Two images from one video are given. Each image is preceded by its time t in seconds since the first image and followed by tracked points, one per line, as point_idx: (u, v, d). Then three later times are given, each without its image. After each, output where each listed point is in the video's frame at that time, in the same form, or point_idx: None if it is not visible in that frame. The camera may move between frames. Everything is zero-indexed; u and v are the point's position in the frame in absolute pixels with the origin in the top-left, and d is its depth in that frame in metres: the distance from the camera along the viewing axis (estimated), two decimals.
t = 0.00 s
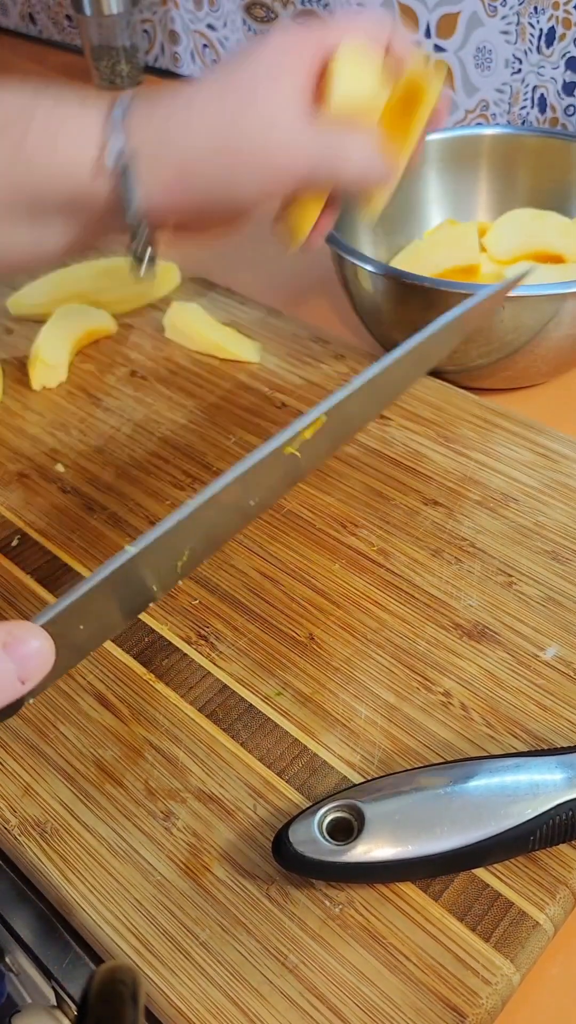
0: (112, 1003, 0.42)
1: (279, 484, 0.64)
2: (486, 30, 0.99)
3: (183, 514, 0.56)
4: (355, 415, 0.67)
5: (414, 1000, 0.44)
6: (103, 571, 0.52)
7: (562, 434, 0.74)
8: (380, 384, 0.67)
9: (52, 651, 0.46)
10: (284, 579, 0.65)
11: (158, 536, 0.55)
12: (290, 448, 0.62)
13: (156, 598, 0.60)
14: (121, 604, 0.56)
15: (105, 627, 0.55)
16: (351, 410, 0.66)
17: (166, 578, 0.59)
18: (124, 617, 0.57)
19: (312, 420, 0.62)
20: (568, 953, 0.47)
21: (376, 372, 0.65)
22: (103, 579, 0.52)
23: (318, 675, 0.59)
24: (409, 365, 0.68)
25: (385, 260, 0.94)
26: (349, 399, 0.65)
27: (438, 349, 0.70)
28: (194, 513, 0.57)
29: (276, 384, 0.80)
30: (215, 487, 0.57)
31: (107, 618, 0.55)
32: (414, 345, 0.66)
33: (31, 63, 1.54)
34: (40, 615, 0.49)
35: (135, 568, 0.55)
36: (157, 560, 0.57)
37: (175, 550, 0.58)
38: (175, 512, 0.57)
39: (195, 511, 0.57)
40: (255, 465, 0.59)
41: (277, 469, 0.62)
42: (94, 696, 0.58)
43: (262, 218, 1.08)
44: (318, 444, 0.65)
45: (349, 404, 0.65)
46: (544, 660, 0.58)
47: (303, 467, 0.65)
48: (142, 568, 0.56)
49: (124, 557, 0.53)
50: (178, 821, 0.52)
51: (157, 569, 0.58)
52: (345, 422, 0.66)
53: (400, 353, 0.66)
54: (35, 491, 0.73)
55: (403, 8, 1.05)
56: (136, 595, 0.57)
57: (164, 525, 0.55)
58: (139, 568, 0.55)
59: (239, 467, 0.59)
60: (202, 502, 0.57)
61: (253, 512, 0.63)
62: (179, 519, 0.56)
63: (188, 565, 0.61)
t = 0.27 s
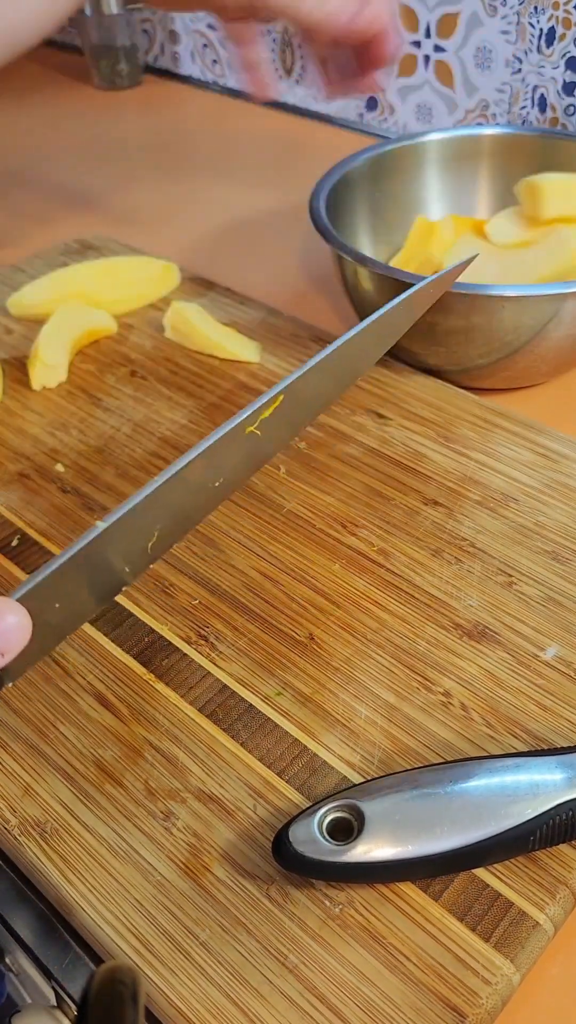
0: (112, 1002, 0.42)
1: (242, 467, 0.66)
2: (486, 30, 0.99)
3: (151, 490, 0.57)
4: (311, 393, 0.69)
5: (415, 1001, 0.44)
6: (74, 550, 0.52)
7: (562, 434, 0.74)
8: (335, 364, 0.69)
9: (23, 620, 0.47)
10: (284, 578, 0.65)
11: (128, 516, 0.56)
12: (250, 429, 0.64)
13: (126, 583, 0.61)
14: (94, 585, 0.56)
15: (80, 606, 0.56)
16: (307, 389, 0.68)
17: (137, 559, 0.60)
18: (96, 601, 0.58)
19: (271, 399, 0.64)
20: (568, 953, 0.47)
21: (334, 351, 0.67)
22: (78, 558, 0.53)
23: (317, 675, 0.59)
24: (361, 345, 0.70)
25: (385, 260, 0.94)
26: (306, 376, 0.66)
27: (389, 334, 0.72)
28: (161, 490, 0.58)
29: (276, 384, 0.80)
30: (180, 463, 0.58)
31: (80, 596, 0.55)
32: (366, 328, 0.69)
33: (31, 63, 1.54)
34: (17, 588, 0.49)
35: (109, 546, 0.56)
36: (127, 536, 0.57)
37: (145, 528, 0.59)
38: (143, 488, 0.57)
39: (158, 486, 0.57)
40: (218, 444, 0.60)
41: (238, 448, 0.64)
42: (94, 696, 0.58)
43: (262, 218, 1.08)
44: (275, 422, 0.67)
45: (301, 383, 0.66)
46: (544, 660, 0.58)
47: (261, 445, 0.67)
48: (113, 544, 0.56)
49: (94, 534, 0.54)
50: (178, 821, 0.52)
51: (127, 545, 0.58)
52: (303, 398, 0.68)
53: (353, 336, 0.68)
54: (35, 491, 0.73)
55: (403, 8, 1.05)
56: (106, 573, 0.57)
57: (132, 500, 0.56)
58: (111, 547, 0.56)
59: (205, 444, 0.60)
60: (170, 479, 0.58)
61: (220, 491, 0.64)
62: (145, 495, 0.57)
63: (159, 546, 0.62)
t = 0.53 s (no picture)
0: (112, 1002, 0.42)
1: (248, 482, 0.66)
2: (486, 30, 0.99)
3: (157, 507, 0.57)
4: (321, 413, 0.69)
5: (415, 1001, 0.44)
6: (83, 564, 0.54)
7: (562, 433, 0.74)
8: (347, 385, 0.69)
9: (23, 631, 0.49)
10: (283, 578, 0.65)
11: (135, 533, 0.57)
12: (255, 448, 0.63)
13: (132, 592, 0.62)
14: (99, 595, 0.57)
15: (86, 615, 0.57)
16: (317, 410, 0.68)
17: (141, 571, 0.61)
18: (103, 608, 0.59)
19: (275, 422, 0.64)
20: (569, 953, 0.47)
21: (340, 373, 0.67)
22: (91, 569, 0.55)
23: (317, 675, 0.59)
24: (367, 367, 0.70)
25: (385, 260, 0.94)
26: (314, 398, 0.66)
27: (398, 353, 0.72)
28: (166, 506, 0.58)
29: (276, 384, 0.80)
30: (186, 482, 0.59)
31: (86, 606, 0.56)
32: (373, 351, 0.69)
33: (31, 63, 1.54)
34: (23, 602, 0.51)
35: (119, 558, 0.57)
36: (136, 550, 0.58)
37: (150, 544, 0.60)
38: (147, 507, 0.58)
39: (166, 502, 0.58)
40: (222, 464, 0.61)
41: (244, 466, 0.64)
42: (94, 696, 0.58)
43: (262, 217, 1.08)
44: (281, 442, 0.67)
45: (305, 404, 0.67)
46: (544, 660, 0.58)
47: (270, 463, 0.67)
48: (120, 556, 0.57)
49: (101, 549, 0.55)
50: (178, 821, 0.52)
51: (135, 557, 0.59)
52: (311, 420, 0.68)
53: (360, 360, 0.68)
54: (35, 491, 0.73)
55: (403, 8, 1.05)
56: (115, 585, 0.58)
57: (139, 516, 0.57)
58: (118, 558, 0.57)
59: (210, 464, 0.60)
60: (175, 497, 0.59)
61: (223, 508, 0.65)
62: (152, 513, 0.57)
63: (162, 559, 0.62)
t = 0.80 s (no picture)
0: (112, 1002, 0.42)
1: (220, 466, 0.67)
2: (486, 30, 0.99)
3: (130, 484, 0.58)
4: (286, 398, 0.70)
5: (415, 1001, 0.44)
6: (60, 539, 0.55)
7: (562, 434, 0.74)
8: (309, 370, 0.70)
9: None
10: (283, 578, 0.65)
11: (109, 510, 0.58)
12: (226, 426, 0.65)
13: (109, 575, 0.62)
14: (75, 575, 0.58)
15: (63, 593, 0.57)
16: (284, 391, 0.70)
17: (117, 552, 0.61)
18: (79, 588, 0.59)
19: (244, 402, 0.65)
20: (569, 953, 0.47)
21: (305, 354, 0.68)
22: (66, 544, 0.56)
23: (317, 675, 0.59)
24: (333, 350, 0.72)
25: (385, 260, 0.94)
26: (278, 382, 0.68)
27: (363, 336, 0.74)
28: (141, 483, 0.59)
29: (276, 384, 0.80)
30: (156, 461, 0.60)
31: (64, 583, 0.57)
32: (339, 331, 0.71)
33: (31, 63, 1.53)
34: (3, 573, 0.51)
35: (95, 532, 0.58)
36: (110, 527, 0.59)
37: (125, 524, 0.60)
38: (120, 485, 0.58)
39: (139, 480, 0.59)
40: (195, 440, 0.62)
41: (216, 445, 0.65)
42: (94, 696, 0.58)
43: (262, 217, 1.08)
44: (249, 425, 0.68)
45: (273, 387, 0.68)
46: (544, 660, 0.58)
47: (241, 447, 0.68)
48: (94, 534, 0.58)
49: (75, 524, 0.56)
50: (178, 821, 0.52)
51: (110, 535, 0.60)
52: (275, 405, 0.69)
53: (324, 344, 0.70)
54: (35, 491, 0.73)
55: (403, 8, 1.05)
56: (92, 562, 0.59)
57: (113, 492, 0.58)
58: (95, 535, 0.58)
59: (181, 443, 0.61)
60: (148, 474, 0.59)
61: (197, 488, 0.66)
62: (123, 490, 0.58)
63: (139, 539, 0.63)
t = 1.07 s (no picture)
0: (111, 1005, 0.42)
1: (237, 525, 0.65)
2: (486, 30, 0.99)
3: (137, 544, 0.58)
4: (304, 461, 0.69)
5: (415, 1001, 0.44)
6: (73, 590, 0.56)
7: (562, 433, 0.74)
8: (329, 433, 0.70)
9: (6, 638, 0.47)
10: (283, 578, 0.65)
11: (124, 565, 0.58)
12: (244, 487, 0.63)
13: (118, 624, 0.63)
14: (78, 629, 0.58)
15: (81, 632, 0.59)
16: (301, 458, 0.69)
17: (126, 602, 0.62)
18: (85, 639, 0.60)
19: (264, 465, 0.64)
20: (568, 953, 0.47)
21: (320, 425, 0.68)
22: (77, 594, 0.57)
23: (317, 675, 0.59)
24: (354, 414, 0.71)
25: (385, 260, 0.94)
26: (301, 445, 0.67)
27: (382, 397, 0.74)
28: (150, 543, 0.59)
29: (276, 384, 0.80)
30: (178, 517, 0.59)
31: (81, 625, 0.58)
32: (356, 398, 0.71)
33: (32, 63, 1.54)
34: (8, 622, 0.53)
35: (111, 580, 0.58)
36: (124, 581, 0.60)
37: (141, 578, 0.61)
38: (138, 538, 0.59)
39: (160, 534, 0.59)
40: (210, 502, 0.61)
41: (233, 505, 0.63)
42: (94, 696, 0.58)
43: (263, 218, 1.08)
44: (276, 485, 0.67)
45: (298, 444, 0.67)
46: (544, 660, 0.58)
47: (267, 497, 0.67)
48: (99, 593, 0.58)
49: (90, 577, 0.57)
50: (178, 821, 0.52)
51: (127, 586, 0.60)
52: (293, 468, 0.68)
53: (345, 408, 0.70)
54: (35, 491, 0.73)
55: (403, 8, 1.05)
56: (107, 611, 0.60)
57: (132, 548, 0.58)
58: (114, 580, 0.58)
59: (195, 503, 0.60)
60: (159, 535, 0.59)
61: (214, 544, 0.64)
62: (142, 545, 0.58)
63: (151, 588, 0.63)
